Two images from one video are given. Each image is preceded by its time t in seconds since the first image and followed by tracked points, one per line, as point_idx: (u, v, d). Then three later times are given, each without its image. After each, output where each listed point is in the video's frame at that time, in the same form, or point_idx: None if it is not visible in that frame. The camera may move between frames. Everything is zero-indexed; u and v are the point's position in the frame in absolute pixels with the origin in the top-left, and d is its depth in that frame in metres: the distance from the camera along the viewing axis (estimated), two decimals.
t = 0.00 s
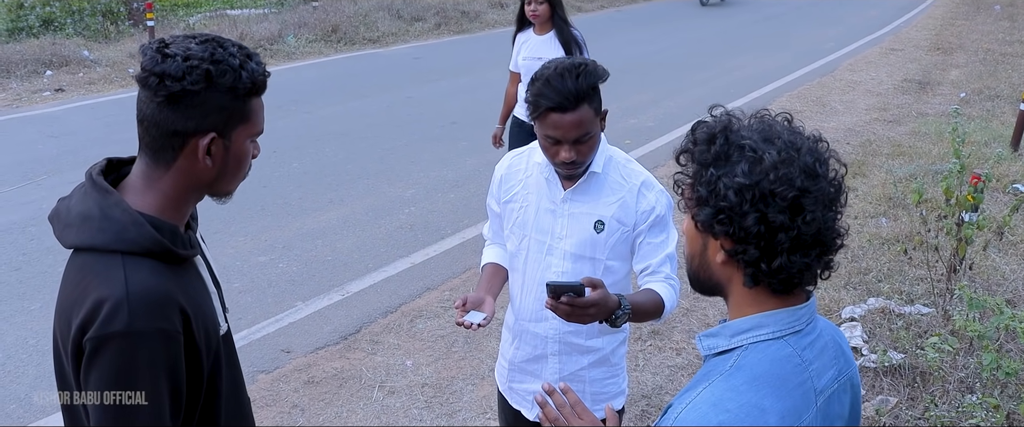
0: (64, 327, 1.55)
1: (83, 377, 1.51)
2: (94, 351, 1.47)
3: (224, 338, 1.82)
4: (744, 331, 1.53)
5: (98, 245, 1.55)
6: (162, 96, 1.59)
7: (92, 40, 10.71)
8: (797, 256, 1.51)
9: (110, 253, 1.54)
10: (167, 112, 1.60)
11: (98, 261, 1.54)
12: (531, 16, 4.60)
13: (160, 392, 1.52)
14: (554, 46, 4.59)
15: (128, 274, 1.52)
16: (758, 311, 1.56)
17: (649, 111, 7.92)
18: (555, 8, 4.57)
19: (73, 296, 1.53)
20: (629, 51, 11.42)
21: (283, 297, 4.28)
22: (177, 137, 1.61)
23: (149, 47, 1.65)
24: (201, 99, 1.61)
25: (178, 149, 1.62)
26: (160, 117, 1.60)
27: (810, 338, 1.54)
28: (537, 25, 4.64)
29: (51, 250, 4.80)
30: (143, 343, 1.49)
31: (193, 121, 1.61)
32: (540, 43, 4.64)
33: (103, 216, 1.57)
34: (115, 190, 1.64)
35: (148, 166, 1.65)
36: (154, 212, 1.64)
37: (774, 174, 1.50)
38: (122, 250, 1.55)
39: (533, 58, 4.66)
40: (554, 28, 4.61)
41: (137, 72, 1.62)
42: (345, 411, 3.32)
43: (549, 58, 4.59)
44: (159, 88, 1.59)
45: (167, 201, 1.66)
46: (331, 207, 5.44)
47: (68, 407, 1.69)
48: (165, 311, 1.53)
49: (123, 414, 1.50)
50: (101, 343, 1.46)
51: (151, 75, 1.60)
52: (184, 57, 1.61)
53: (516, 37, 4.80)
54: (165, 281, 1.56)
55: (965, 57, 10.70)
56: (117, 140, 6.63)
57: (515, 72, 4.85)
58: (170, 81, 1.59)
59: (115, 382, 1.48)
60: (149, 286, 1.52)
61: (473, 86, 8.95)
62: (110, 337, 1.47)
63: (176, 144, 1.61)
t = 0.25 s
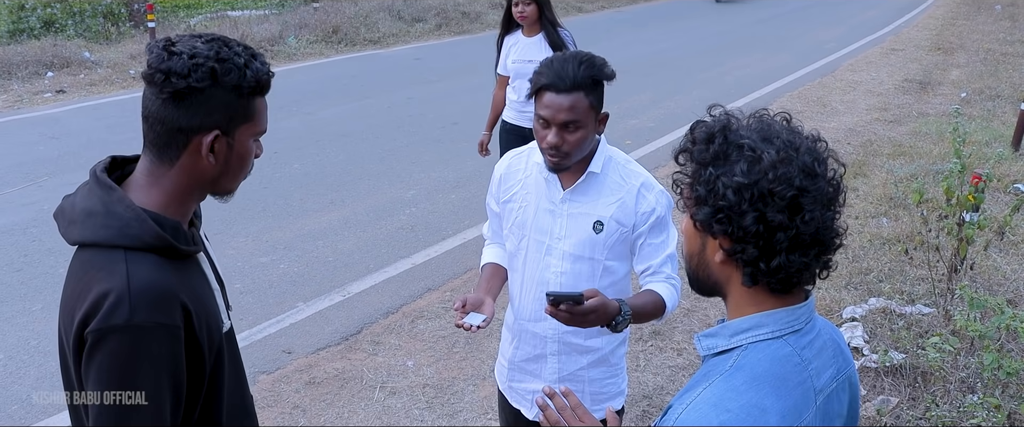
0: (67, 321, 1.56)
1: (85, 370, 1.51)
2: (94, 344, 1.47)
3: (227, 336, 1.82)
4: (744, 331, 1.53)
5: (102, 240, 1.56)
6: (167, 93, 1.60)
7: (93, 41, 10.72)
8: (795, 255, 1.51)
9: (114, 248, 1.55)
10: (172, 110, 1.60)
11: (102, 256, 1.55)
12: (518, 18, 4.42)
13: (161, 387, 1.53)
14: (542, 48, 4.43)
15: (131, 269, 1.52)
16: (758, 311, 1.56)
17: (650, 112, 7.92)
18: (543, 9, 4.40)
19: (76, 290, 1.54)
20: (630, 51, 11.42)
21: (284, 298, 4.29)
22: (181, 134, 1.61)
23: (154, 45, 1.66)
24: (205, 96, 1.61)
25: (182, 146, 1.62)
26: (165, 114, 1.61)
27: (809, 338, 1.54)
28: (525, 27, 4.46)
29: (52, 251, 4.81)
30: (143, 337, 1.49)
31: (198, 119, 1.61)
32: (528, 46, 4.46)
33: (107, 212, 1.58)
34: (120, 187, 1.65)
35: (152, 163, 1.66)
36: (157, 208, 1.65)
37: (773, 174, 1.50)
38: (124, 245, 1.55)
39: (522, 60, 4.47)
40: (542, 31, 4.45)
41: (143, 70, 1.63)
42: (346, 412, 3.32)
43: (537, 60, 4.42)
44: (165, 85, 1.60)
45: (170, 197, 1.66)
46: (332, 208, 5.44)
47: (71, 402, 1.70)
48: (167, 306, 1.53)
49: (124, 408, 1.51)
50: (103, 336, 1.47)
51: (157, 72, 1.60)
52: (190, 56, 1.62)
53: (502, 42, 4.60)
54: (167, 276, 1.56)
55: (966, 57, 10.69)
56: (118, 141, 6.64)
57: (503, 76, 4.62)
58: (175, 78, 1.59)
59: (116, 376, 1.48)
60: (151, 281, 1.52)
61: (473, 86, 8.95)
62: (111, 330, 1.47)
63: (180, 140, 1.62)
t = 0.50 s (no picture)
0: (71, 314, 1.57)
1: (88, 363, 1.51)
2: (98, 337, 1.48)
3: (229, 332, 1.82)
4: (743, 332, 1.53)
5: (106, 233, 1.56)
6: (172, 88, 1.60)
7: (94, 42, 10.75)
8: (795, 256, 1.51)
9: (117, 242, 1.55)
10: (176, 104, 1.61)
11: (105, 250, 1.55)
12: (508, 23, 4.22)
13: (164, 380, 1.53)
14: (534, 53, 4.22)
15: (134, 262, 1.53)
16: (758, 311, 1.56)
17: (651, 113, 7.92)
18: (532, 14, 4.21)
19: (80, 283, 1.54)
20: (631, 52, 11.43)
21: (285, 299, 4.29)
22: (185, 129, 1.62)
23: (161, 42, 1.67)
24: (210, 92, 1.62)
25: (185, 141, 1.63)
26: (169, 109, 1.61)
27: (809, 339, 1.54)
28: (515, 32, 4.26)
29: (54, 252, 4.81)
30: (147, 330, 1.49)
31: (202, 114, 1.62)
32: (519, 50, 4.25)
33: (111, 206, 1.59)
34: (123, 182, 1.65)
35: (157, 158, 1.66)
36: (159, 203, 1.66)
37: (773, 175, 1.50)
38: (127, 239, 1.55)
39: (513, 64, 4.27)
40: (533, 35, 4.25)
41: (148, 65, 1.63)
42: (347, 412, 3.32)
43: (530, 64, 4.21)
44: (169, 80, 1.60)
45: (174, 191, 1.67)
46: (333, 208, 5.45)
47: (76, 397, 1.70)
48: (170, 299, 1.53)
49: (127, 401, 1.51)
50: (106, 330, 1.47)
51: (162, 68, 1.61)
52: (194, 52, 1.62)
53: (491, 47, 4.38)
54: (170, 269, 1.56)
55: (967, 58, 10.69)
56: (119, 142, 6.65)
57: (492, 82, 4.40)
58: (180, 74, 1.60)
59: (119, 368, 1.49)
60: (154, 275, 1.53)
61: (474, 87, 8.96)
62: (114, 323, 1.47)
63: (184, 135, 1.62)
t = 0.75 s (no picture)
0: (75, 310, 1.57)
1: (93, 358, 1.52)
2: (102, 331, 1.47)
3: (232, 328, 1.82)
4: (744, 334, 1.54)
5: (109, 228, 1.56)
6: (175, 84, 1.61)
7: (95, 43, 10.75)
8: (797, 258, 1.51)
9: (120, 236, 1.56)
10: (179, 101, 1.62)
11: (108, 245, 1.55)
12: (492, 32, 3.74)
13: (168, 374, 1.53)
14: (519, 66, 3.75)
15: (137, 257, 1.53)
16: (758, 313, 1.56)
17: (652, 114, 7.92)
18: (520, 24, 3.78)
19: (84, 278, 1.54)
20: (632, 54, 11.43)
21: (286, 299, 4.30)
22: (188, 126, 1.63)
23: (165, 39, 1.68)
24: (212, 89, 1.62)
25: (188, 137, 1.63)
26: (172, 106, 1.62)
27: (809, 341, 1.54)
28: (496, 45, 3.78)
29: (55, 253, 4.82)
30: (150, 323, 1.49)
31: (204, 111, 1.62)
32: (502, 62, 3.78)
33: (114, 201, 1.59)
34: (127, 178, 1.66)
35: (160, 155, 1.67)
36: (162, 199, 1.66)
37: (775, 176, 1.51)
38: (131, 233, 1.56)
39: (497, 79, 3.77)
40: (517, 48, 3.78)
41: (153, 62, 1.65)
42: (349, 413, 3.32)
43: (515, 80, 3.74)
44: (173, 77, 1.61)
45: (176, 188, 1.67)
46: (334, 209, 5.45)
47: (82, 395, 1.70)
48: (173, 293, 1.53)
49: (132, 395, 1.51)
50: (110, 324, 1.47)
51: (166, 65, 1.62)
52: (198, 50, 1.64)
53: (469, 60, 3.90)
54: (173, 264, 1.57)
55: (968, 59, 10.70)
56: (120, 143, 6.65)
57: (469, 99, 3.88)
58: (183, 70, 1.61)
59: (123, 363, 1.49)
60: (156, 269, 1.53)
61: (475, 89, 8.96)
62: (117, 317, 1.47)
63: (186, 132, 1.63)
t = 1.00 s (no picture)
0: (78, 304, 1.57)
1: (94, 351, 1.52)
2: (104, 324, 1.48)
3: (233, 324, 1.83)
4: (744, 335, 1.54)
5: (111, 224, 1.56)
6: (175, 83, 1.61)
7: (95, 44, 10.76)
8: (799, 260, 1.52)
9: (121, 232, 1.56)
10: (179, 98, 1.62)
11: (109, 240, 1.55)
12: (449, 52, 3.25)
13: (168, 369, 1.53)
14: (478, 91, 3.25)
15: (138, 251, 1.53)
16: (758, 314, 1.56)
17: (652, 114, 7.92)
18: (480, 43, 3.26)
19: (86, 272, 1.55)
20: (632, 54, 11.43)
21: (287, 300, 4.30)
22: (188, 123, 1.63)
23: (167, 38, 1.69)
24: (212, 87, 1.62)
25: (188, 134, 1.63)
26: (173, 104, 1.62)
27: (809, 343, 1.54)
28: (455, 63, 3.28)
29: (56, 254, 4.82)
30: (151, 318, 1.50)
31: (204, 108, 1.63)
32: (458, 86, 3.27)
33: (116, 197, 1.59)
34: (129, 174, 1.66)
35: (161, 152, 1.67)
36: (164, 195, 1.66)
37: (778, 179, 1.51)
38: (132, 229, 1.56)
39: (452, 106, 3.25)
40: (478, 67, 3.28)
41: (154, 60, 1.65)
42: (350, 414, 3.32)
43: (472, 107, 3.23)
44: (174, 74, 1.62)
45: (177, 184, 1.67)
46: (335, 210, 5.45)
47: (85, 391, 1.71)
48: (174, 287, 1.54)
49: (131, 390, 1.52)
50: (111, 318, 1.48)
51: (167, 63, 1.63)
52: (200, 48, 1.64)
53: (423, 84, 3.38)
54: (174, 259, 1.57)
55: (968, 59, 10.71)
56: (121, 144, 6.65)
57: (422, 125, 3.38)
58: (184, 68, 1.61)
59: (124, 357, 1.49)
60: (159, 263, 1.53)
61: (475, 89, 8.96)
62: (119, 311, 1.48)
63: (187, 129, 1.63)
